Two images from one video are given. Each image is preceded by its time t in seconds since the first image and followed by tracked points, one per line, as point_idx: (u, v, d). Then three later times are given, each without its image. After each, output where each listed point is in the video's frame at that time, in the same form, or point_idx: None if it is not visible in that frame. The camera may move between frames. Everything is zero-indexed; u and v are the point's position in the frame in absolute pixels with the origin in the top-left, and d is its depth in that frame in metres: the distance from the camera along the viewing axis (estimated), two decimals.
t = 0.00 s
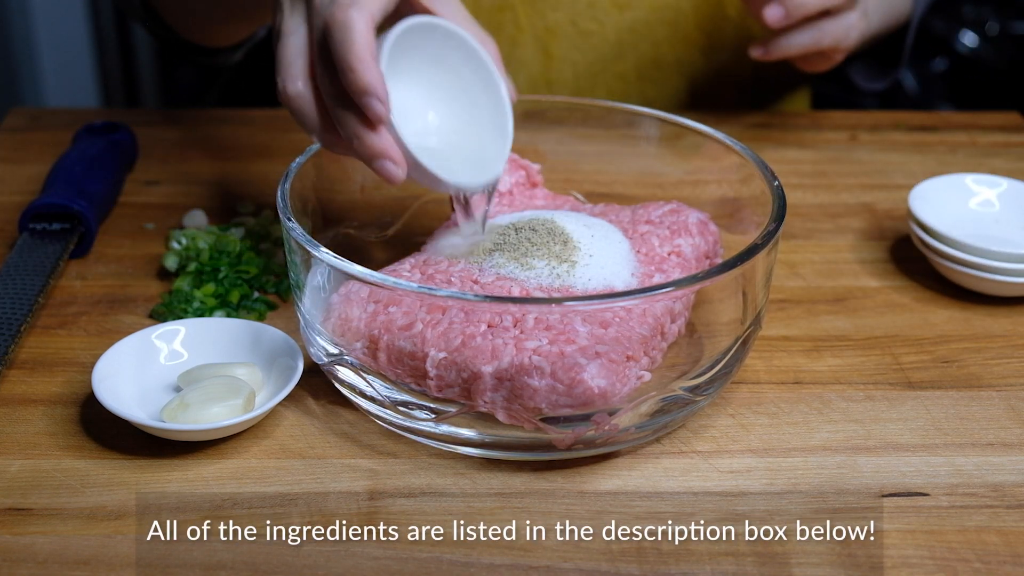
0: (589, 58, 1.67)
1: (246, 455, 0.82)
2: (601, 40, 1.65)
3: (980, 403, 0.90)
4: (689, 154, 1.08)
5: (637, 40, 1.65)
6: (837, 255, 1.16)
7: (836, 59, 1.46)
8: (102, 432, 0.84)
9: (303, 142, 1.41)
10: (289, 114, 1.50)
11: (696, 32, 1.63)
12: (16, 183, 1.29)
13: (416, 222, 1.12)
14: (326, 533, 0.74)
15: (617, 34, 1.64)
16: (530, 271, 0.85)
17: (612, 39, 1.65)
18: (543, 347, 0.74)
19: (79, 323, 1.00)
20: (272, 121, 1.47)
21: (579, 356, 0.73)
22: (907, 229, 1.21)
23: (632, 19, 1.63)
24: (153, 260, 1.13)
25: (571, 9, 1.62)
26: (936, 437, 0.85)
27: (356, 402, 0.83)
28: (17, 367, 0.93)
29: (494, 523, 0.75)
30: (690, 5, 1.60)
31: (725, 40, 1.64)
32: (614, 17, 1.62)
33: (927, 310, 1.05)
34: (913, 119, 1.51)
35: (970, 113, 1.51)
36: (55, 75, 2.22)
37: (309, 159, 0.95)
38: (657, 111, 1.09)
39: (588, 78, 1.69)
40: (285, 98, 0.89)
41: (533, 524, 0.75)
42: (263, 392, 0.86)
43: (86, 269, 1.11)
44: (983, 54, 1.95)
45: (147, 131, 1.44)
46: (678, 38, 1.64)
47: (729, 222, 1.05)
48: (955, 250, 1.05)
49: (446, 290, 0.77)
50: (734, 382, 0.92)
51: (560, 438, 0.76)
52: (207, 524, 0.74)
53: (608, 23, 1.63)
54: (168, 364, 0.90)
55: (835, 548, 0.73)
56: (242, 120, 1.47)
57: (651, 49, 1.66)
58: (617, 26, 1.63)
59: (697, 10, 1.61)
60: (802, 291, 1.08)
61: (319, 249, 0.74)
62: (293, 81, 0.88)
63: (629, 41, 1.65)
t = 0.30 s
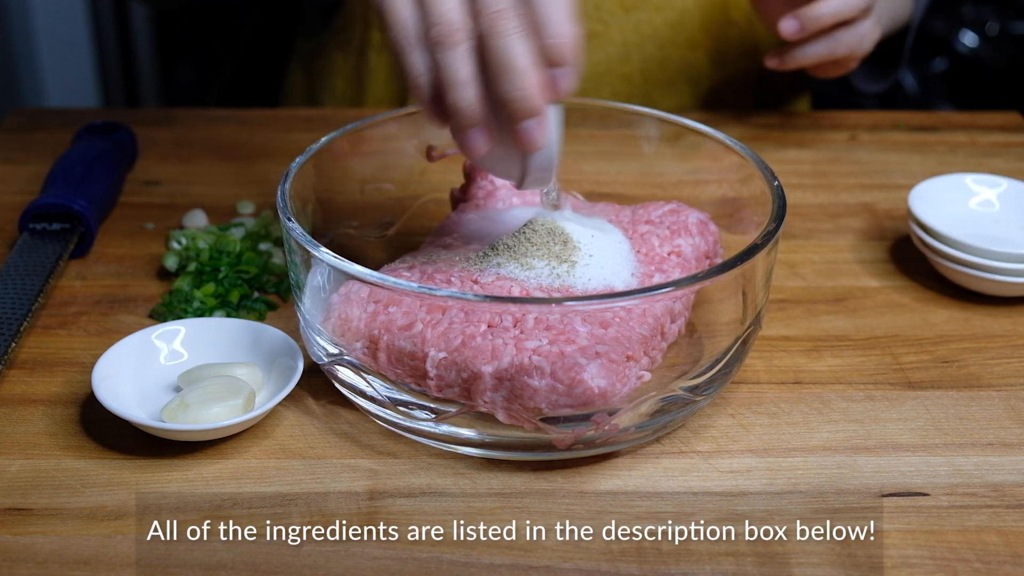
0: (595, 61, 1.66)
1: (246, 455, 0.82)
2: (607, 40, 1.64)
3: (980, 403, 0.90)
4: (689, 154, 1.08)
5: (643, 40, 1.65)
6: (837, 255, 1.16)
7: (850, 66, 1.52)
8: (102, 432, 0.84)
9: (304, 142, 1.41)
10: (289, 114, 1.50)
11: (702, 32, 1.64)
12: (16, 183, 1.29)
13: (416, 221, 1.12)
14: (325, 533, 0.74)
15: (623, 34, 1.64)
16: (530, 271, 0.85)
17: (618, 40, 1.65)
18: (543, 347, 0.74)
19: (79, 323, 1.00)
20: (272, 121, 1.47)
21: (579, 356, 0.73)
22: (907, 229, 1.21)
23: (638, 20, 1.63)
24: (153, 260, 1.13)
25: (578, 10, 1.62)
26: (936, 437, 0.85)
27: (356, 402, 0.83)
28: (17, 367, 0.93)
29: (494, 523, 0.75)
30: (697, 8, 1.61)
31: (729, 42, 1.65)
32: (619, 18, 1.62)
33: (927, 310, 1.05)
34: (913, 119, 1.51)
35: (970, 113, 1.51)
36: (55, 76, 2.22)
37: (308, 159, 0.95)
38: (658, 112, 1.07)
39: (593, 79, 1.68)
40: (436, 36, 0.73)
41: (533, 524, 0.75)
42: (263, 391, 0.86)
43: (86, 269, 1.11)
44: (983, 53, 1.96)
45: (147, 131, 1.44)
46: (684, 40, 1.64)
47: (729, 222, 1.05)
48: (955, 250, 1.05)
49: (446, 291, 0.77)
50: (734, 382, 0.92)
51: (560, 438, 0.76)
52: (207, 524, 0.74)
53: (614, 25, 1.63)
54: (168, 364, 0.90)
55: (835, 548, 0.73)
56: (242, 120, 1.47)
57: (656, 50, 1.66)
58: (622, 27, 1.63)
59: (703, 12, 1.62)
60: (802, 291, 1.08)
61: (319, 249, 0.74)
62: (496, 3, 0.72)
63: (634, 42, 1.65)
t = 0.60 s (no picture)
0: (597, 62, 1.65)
1: (246, 455, 0.82)
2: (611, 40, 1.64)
3: (980, 403, 0.90)
4: (689, 154, 1.08)
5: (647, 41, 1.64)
6: (837, 255, 1.16)
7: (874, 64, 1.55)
8: (102, 432, 0.84)
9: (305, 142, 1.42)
10: (288, 113, 1.50)
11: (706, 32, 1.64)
12: (16, 183, 1.29)
13: (416, 221, 1.12)
14: (325, 533, 0.74)
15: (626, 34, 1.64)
16: (531, 271, 0.85)
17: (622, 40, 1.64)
18: (543, 347, 0.74)
19: (79, 323, 1.00)
20: (272, 121, 1.47)
21: (579, 356, 0.73)
22: (907, 229, 1.21)
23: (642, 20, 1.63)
24: (153, 260, 1.13)
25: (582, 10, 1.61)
26: (936, 437, 0.85)
27: (356, 402, 0.83)
28: (17, 367, 0.93)
29: (494, 523, 0.75)
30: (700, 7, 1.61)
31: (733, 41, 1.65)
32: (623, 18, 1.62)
33: (927, 310, 1.05)
34: (913, 119, 1.51)
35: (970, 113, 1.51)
36: (55, 76, 2.22)
37: (308, 159, 0.95)
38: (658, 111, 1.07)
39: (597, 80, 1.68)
40: None
41: (533, 524, 0.75)
42: (263, 391, 0.86)
43: (86, 269, 1.11)
44: (983, 54, 1.95)
45: (147, 131, 1.44)
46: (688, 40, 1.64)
47: (729, 222, 1.05)
48: (955, 250, 1.05)
49: (446, 291, 0.77)
50: (734, 382, 0.92)
51: (560, 438, 0.76)
52: (207, 524, 0.74)
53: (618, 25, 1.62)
54: (168, 364, 0.90)
55: (835, 548, 0.73)
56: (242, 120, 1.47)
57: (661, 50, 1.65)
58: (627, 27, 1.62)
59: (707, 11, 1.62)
60: (802, 291, 1.08)
61: (319, 249, 0.74)
62: None
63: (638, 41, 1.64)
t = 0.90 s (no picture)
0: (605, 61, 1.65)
1: (247, 455, 0.82)
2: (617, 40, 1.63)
3: (980, 403, 0.90)
4: (689, 154, 1.08)
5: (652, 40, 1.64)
6: (838, 255, 1.16)
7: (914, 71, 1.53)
8: (102, 432, 0.84)
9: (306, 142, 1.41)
10: (289, 113, 1.50)
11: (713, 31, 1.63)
12: (16, 183, 1.29)
13: (416, 221, 1.12)
14: (325, 533, 0.74)
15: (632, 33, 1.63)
16: (532, 271, 0.85)
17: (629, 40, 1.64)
18: (543, 347, 0.74)
19: (79, 323, 1.00)
20: (272, 121, 1.47)
21: (579, 356, 0.73)
22: (907, 229, 1.21)
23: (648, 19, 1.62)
24: (153, 260, 1.13)
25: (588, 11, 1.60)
26: (936, 437, 0.85)
27: (356, 402, 0.83)
28: (17, 367, 0.93)
29: (494, 523, 0.75)
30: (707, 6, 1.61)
31: (741, 39, 1.64)
32: (630, 17, 1.61)
33: (927, 310, 1.05)
34: (914, 119, 1.51)
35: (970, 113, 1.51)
36: (56, 76, 2.22)
37: (308, 159, 0.95)
38: (658, 111, 1.07)
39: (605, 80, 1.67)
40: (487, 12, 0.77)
41: (533, 524, 0.75)
42: (263, 391, 0.86)
43: (86, 269, 1.11)
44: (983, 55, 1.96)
45: (147, 131, 1.44)
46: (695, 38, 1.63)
47: (730, 223, 1.05)
48: (955, 250, 1.05)
49: (446, 290, 0.77)
50: (734, 382, 0.92)
51: (560, 438, 0.76)
52: (207, 524, 0.74)
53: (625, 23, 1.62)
54: (168, 364, 0.90)
55: (835, 548, 0.73)
56: (243, 120, 1.47)
57: (667, 49, 1.65)
58: (635, 26, 1.62)
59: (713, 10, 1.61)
60: (802, 291, 1.08)
61: (319, 249, 0.74)
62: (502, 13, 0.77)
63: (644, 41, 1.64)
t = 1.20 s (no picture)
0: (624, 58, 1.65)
1: (247, 455, 0.82)
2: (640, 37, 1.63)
3: (980, 403, 0.90)
4: (689, 155, 1.08)
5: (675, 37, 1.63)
6: (838, 255, 1.16)
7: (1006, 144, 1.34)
8: (102, 432, 0.84)
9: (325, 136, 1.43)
10: (289, 114, 1.50)
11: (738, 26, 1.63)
12: (16, 183, 1.29)
13: (416, 221, 1.12)
14: (325, 533, 0.74)
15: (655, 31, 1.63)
16: (532, 271, 0.85)
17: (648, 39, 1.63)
18: (543, 347, 0.74)
19: (79, 323, 1.00)
20: (273, 121, 1.47)
21: (579, 356, 0.73)
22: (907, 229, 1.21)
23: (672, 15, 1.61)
24: (153, 260, 1.13)
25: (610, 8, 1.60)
26: (936, 437, 0.85)
27: (356, 401, 0.83)
28: (17, 367, 0.93)
29: (494, 523, 0.75)
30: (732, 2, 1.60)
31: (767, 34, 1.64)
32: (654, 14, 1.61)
33: (927, 310, 1.05)
34: (914, 119, 1.51)
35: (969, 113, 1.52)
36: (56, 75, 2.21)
37: (308, 159, 0.95)
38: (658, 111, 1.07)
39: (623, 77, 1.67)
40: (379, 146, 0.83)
41: (533, 524, 0.75)
42: (263, 391, 0.86)
43: (86, 269, 1.11)
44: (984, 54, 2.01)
45: (147, 131, 1.44)
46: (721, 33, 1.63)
47: (730, 223, 1.05)
48: (955, 250, 1.05)
49: (446, 290, 0.77)
50: (734, 382, 0.92)
51: (560, 438, 0.76)
52: (207, 524, 0.74)
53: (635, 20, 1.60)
54: (168, 364, 0.90)
55: (835, 548, 0.73)
56: (243, 121, 1.47)
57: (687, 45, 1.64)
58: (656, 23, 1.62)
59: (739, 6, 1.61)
60: (802, 291, 1.08)
61: (319, 249, 0.74)
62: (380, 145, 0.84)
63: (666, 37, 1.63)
